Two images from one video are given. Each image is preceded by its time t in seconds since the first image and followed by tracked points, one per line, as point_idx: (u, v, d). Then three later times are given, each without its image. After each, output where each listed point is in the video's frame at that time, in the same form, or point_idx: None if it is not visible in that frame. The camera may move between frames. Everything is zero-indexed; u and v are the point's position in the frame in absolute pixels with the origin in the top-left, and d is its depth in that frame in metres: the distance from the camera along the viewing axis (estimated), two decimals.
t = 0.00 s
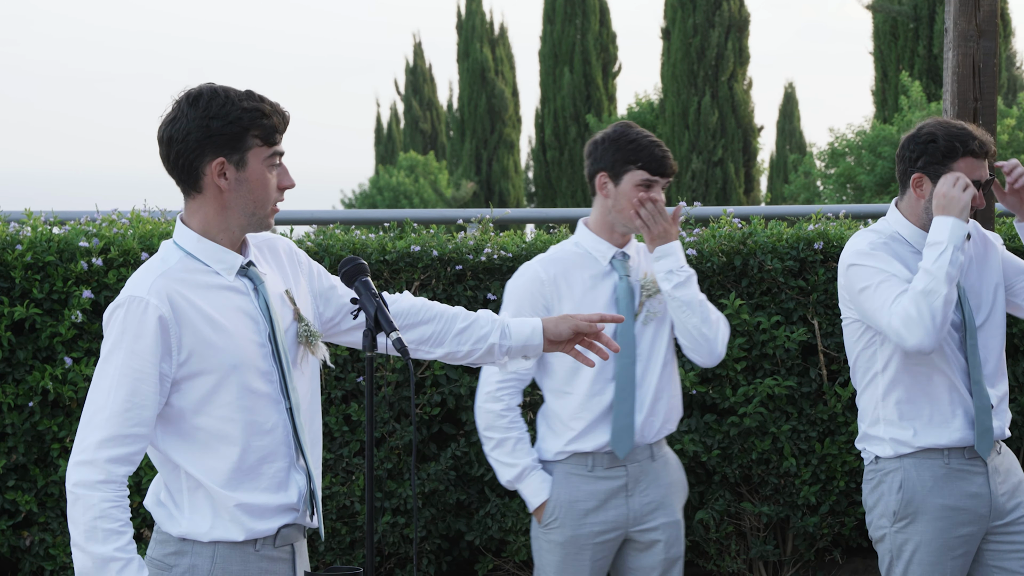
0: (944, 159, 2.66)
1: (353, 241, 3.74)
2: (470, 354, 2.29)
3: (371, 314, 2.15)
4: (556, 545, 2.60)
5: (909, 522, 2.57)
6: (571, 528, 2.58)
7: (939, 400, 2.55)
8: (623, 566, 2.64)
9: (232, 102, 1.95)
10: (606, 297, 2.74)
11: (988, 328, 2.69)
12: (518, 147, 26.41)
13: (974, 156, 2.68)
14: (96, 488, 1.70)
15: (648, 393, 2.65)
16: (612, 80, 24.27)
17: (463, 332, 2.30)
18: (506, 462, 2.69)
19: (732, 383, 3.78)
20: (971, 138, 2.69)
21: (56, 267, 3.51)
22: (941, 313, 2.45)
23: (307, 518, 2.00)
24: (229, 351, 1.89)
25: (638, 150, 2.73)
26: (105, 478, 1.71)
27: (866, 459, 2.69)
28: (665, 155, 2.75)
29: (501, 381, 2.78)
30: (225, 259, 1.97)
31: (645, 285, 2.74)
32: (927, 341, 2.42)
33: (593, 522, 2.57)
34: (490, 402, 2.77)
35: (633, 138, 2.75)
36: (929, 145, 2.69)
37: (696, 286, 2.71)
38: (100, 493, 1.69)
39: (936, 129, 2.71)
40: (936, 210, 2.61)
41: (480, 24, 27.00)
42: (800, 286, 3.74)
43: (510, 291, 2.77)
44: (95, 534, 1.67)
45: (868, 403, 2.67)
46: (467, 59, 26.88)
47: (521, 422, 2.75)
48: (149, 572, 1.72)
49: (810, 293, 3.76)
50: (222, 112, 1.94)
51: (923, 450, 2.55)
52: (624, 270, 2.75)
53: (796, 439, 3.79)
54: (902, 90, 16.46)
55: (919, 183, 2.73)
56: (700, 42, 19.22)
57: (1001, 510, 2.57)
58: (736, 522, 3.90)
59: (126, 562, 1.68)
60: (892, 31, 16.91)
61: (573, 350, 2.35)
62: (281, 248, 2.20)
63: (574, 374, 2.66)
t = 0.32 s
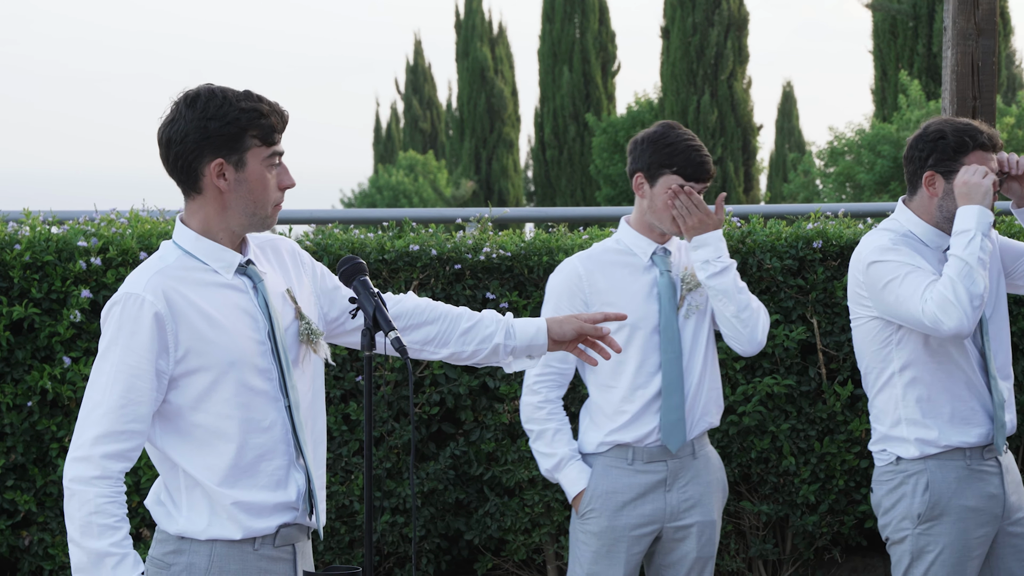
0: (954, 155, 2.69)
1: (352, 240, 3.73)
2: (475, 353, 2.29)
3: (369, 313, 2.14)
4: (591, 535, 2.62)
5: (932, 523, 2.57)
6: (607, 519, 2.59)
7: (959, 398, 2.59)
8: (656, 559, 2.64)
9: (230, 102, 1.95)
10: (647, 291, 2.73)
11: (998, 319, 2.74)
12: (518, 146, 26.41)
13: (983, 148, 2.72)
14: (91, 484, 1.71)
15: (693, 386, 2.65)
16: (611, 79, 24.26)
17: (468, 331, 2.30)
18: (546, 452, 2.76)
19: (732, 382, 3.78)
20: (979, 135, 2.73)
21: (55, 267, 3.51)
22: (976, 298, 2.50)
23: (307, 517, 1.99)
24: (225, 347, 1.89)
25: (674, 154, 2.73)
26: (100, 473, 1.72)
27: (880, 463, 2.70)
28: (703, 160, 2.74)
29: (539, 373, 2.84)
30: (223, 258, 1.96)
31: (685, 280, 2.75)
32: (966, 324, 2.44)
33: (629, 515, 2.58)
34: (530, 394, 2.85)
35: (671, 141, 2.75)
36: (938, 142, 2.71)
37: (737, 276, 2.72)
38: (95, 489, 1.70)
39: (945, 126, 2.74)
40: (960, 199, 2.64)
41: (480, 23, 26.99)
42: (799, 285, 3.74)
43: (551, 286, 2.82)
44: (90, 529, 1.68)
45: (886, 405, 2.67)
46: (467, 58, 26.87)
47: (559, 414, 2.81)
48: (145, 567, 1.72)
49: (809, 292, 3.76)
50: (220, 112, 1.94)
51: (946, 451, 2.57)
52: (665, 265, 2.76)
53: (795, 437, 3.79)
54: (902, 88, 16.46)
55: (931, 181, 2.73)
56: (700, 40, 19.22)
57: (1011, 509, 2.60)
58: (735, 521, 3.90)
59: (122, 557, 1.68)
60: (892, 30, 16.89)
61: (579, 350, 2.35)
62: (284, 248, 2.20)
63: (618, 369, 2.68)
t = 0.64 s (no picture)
0: (965, 156, 2.70)
1: (351, 239, 3.73)
2: (476, 361, 2.29)
3: (368, 310, 2.14)
4: (604, 529, 2.63)
5: (961, 518, 2.58)
6: (620, 513, 2.60)
7: (986, 385, 2.62)
8: (668, 555, 2.64)
9: (241, 102, 1.95)
10: (667, 290, 2.73)
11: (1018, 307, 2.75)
12: (518, 144, 26.41)
13: (996, 154, 2.72)
14: (85, 477, 1.71)
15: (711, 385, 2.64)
16: (610, 77, 24.25)
17: (472, 335, 2.30)
18: (560, 447, 2.75)
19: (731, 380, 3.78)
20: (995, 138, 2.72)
21: (54, 266, 3.51)
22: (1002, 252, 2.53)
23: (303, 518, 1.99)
24: (226, 346, 1.89)
25: (694, 162, 2.71)
26: (95, 467, 1.72)
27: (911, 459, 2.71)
28: (723, 170, 2.71)
29: (556, 369, 2.84)
30: (229, 257, 1.96)
31: (702, 277, 2.74)
32: (983, 277, 2.50)
33: (643, 509, 2.58)
34: (545, 391, 2.85)
35: (692, 148, 2.73)
36: (953, 143, 2.72)
37: (760, 284, 2.65)
38: (90, 482, 1.70)
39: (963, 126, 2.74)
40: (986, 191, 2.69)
41: (479, 21, 26.98)
42: (798, 283, 3.74)
43: (569, 285, 2.83)
44: (83, 522, 1.68)
45: (913, 398, 2.69)
46: (467, 57, 26.87)
47: (574, 409, 2.81)
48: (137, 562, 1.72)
49: (808, 290, 3.76)
50: (232, 112, 1.94)
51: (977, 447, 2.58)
52: (685, 266, 2.76)
53: (794, 436, 3.79)
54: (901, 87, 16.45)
55: (942, 179, 2.75)
56: (699, 39, 19.22)
57: None
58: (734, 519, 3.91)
59: (113, 550, 1.68)
60: (891, 29, 16.89)
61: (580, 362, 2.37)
62: (290, 248, 2.19)
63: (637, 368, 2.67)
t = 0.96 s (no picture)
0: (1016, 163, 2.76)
1: (351, 239, 3.74)
2: (471, 357, 2.28)
3: (368, 311, 2.14)
4: (605, 526, 2.62)
5: (977, 513, 2.59)
6: (619, 510, 2.60)
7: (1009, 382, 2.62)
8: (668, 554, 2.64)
9: (269, 108, 1.95)
10: (672, 297, 2.72)
11: None
12: (517, 143, 26.40)
13: None
14: (94, 475, 1.69)
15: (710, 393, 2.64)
16: (610, 77, 24.24)
17: (468, 334, 2.30)
18: (559, 444, 2.76)
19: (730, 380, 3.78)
20: None
21: (54, 265, 3.51)
22: (1003, 221, 2.59)
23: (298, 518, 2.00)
24: (232, 347, 1.89)
25: (690, 159, 2.71)
26: (103, 465, 1.70)
27: (933, 453, 2.73)
28: (722, 166, 2.70)
29: (559, 368, 2.86)
30: (234, 259, 1.97)
31: (714, 291, 2.72)
32: (991, 243, 2.54)
33: (642, 505, 2.58)
34: (549, 390, 2.87)
35: (689, 145, 2.74)
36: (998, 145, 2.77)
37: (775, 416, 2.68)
38: (98, 480, 1.69)
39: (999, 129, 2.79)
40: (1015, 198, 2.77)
41: (479, 21, 26.96)
42: (797, 283, 3.74)
43: (575, 283, 2.85)
44: (91, 520, 1.67)
45: (935, 391, 2.71)
46: (467, 57, 26.85)
47: (577, 407, 2.81)
48: (143, 562, 1.71)
49: (808, 290, 3.76)
50: (258, 117, 1.93)
51: (991, 443, 2.59)
52: (690, 272, 2.75)
53: (794, 436, 3.79)
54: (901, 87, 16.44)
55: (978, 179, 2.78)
56: (699, 39, 19.21)
57: None
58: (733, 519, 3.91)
59: (121, 549, 1.67)
60: (891, 28, 16.88)
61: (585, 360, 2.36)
62: (286, 247, 2.19)
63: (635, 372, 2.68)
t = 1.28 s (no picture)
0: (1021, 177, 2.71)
1: (350, 241, 3.73)
2: (470, 357, 2.29)
3: (368, 313, 2.14)
4: (607, 533, 2.62)
5: (950, 502, 2.63)
6: (621, 517, 2.59)
7: (993, 380, 2.61)
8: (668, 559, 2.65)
9: (259, 106, 1.95)
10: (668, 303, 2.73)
11: None
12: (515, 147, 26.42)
13: None
14: (97, 479, 1.69)
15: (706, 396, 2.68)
16: (608, 81, 24.25)
17: (468, 333, 2.30)
18: (558, 451, 2.76)
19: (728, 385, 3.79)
20: None
21: (53, 267, 3.50)
22: (993, 232, 2.57)
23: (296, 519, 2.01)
24: (230, 350, 1.89)
25: (677, 157, 2.72)
26: (106, 469, 1.70)
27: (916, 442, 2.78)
28: (710, 162, 2.70)
29: (554, 375, 2.86)
30: (231, 262, 1.97)
31: (713, 297, 2.75)
32: (971, 252, 2.54)
33: (645, 511, 2.58)
34: (544, 396, 2.87)
35: (676, 144, 2.75)
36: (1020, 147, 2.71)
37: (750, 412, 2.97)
38: (101, 484, 1.69)
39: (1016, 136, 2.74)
40: None
41: (478, 24, 26.96)
42: (796, 287, 3.74)
43: (570, 288, 2.84)
44: (98, 523, 1.66)
45: (925, 379, 2.73)
46: (465, 60, 26.86)
47: (573, 414, 2.82)
48: (151, 562, 1.71)
49: (806, 294, 3.76)
50: (249, 115, 1.94)
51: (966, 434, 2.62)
52: (687, 278, 2.75)
53: (792, 440, 3.80)
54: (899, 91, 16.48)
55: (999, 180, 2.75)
56: (698, 43, 19.22)
57: None
58: (732, 522, 3.91)
59: (130, 550, 1.67)
60: (889, 33, 16.91)
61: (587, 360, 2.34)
62: (282, 248, 2.19)
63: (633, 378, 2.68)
